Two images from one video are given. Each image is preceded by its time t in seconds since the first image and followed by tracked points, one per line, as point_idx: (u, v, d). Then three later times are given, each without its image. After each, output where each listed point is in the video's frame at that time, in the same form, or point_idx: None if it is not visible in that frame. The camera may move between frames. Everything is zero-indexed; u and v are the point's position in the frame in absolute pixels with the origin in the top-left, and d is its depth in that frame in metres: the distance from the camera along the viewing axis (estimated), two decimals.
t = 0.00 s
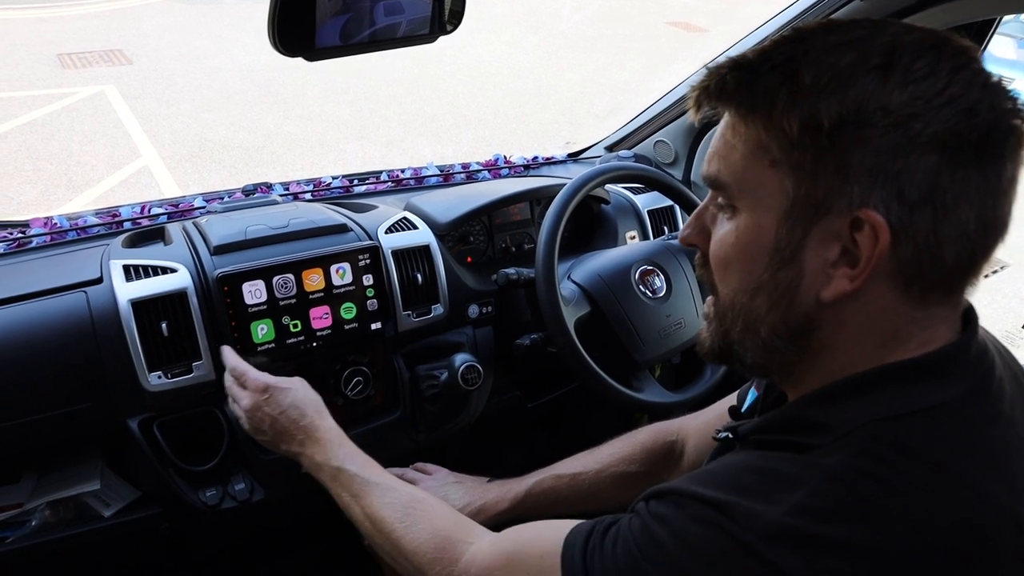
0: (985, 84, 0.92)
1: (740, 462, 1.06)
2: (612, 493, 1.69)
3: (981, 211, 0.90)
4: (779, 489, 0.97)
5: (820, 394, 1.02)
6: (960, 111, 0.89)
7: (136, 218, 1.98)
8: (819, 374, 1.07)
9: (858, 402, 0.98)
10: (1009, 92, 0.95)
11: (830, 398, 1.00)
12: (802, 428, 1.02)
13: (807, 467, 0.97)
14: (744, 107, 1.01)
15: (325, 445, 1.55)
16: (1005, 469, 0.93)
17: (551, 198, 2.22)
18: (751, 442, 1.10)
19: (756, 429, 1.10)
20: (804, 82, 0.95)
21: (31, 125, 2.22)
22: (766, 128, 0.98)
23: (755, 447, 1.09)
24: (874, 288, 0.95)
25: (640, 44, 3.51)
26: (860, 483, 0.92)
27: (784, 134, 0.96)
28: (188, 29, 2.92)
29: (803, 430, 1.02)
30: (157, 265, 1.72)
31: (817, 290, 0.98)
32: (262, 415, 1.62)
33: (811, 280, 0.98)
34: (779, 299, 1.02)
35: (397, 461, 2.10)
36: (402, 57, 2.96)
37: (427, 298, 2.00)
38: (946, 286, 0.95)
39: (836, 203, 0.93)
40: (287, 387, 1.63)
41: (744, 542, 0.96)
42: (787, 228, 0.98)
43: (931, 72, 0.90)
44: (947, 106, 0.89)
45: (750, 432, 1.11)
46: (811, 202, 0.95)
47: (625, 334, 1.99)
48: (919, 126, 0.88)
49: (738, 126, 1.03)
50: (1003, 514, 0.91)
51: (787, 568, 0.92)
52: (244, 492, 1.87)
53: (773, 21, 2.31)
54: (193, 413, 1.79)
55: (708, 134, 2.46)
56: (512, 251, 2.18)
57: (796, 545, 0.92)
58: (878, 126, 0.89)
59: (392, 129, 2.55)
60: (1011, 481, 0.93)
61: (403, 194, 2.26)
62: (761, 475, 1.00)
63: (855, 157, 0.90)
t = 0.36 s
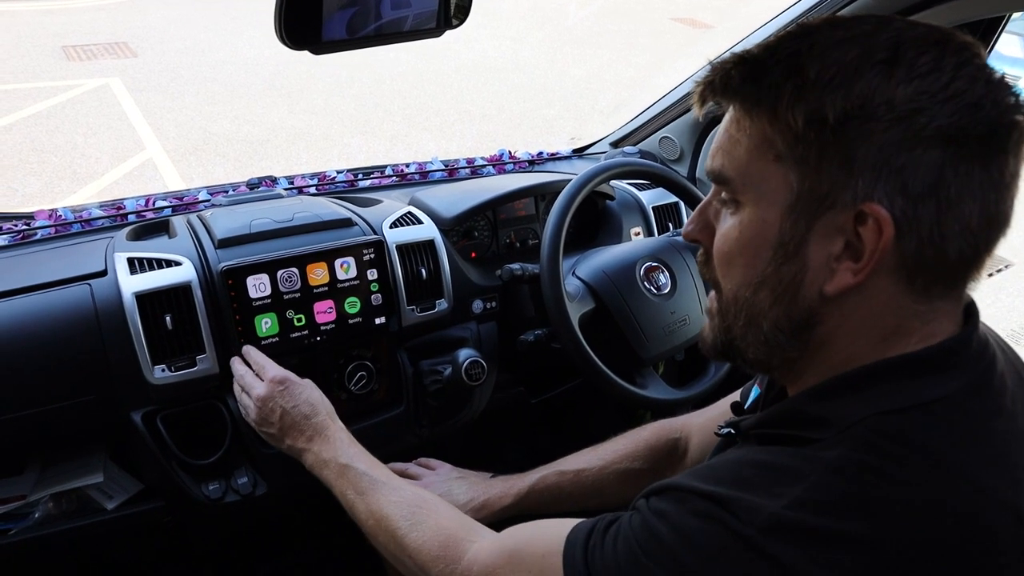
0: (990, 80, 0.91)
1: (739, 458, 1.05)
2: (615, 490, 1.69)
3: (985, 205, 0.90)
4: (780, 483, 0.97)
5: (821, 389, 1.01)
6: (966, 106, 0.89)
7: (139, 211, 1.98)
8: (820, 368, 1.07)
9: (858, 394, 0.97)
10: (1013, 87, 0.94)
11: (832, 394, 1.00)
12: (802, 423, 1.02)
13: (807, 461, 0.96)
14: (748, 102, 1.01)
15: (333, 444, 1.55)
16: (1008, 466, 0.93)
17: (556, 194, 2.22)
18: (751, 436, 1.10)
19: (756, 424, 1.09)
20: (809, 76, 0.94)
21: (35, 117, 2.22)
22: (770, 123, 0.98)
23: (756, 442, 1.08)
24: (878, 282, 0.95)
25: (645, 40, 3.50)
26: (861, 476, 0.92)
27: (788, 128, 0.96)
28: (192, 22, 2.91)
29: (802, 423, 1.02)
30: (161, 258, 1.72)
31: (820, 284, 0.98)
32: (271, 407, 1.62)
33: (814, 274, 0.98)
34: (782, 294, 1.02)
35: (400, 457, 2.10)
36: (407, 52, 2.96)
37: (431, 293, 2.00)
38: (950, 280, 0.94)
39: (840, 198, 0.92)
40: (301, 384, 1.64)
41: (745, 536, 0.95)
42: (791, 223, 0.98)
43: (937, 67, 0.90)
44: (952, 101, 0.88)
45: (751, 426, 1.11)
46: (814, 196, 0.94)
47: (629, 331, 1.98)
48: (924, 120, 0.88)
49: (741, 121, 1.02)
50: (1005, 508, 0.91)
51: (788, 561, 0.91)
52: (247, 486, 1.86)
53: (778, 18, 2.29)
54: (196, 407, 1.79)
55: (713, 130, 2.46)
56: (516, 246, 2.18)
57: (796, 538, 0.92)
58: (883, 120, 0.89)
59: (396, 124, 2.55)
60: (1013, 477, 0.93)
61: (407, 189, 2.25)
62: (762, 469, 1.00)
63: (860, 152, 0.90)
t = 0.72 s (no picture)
0: (979, 82, 0.91)
1: (736, 460, 1.05)
2: (614, 491, 1.69)
3: (976, 206, 0.90)
4: (777, 484, 0.97)
5: (821, 392, 1.01)
6: (956, 108, 0.89)
7: (140, 210, 1.99)
8: (816, 369, 1.07)
9: (853, 397, 0.98)
10: (1005, 88, 0.94)
11: (829, 398, 1.00)
12: (799, 425, 1.02)
13: (803, 463, 0.97)
14: (740, 104, 1.01)
15: (331, 447, 1.55)
16: (1003, 467, 0.93)
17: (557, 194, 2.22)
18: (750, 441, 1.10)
19: (755, 426, 1.10)
20: (801, 78, 0.94)
21: (37, 116, 2.22)
22: (762, 125, 0.98)
23: (754, 446, 1.08)
24: (871, 284, 0.95)
25: (647, 40, 3.50)
26: (854, 478, 0.92)
27: (780, 130, 0.96)
28: (194, 21, 2.91)
29: (799, 426, 1.02)
30: (163, 257, 1.72)
31: (813, 285, 0.98)
32: (271, 410, 1.62)
33: (807, 274, 0.98)
34: (776, 294, 1.02)
35: (401, 457, 2.10)
36: (409, 51, 2.96)
37: (432, 293, 2.00)
38: (942, 282, 0.94)
39: (832, 199, 0.92)
40: (301, 388, 1.64)
41: (740, 539, 0.95)
42: (784, 224, 0.98)
43: (927, 68, 0.90)
44: (943, 102, 0.88)
45: (751, 429, 1.11)
46: (807, 198, 0.95)
47: (628, 331, 1.98)
48: (915, 122, 0.88)
49: (734, 123, 1.02)
50: (1000, 509, 0.91)
51: (783, 564, 0.92)
52: (247, 485, 1.86)
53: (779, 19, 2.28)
54: (197, 406, 1.80)
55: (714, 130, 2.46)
56: (517, 246, 2.18)
57: (792, 540, 0.92)
58: (875, 122, 0.89)
59: (398, 123, 2.55)
60: (1008, 477, 0.93)
61: (408, 189, 2.26)
62: (758, 472, 1.00)
63: (851, 153, 0.90)
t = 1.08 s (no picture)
0: (984, 84, 0.91)
1: (734, 464, 1.05)
2: (613, 492, 1.69)
3: (978, 210, 0.90)
4: (775, 488, 0.97)
5: (815, 397, 1.01)
6: (959, 111, 0.89)
7: (140, 212, 1.98)
8: (816, 373, 1.06)
9: (853, 400, 0.97)
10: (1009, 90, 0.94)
11: (826, 401, 1.00)
12: (797, 429, 1.02)
13: (802, 467, 0.97)
14: (742, 106, 1.01)
15: (329, 453, 1.55)
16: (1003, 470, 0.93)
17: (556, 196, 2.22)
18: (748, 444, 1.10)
19: (753, 430, 1.09)
20: (803, 80, 0.94)
21: (36, 117, 2.23)
22: (763, 128, 0.98)
23: (752, 450, 1.08)
24: (871, 287, 0.95)
25: (646, 41, 3.50)
26: (854, 482, 0.92)
27: (781, 132, 0.96)
28: (194, 22, 2.91)
29: (797, 429, 1.02)
30: (161, 259, 1.72)
31: (814, 288, 0.98)
32: (268, 417, 1.62)
33: (808, 278, 0.98)
34: (777, 297, 1.02)
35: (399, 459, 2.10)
36: (408, 52, 2.96)
37: (431, 294, 2.00)
38: (944, 286, 0.94)
39: (833, 203, 0.92)
40: (297, 394, 1.63)
41: (738, 545, 0.95)
42: (785, 227, 0.98)
43: (930, 71, 0.90)
44: (946, 105, 0.88)
45: (749, 432, 1.10)
46: (807, 201, 0.95)
47: (628, 333, 1.98)
48: (917, 125, 0.88)
49: (736, 124, 1.02)
50: (999, 513, 0.91)
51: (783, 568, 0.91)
52: (246, 487, 1.86)
53: (778, 21, 2.29)
54: (197, 408, 1.80)
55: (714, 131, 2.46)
56: (516, 248, 2.18)
57: (791, 545, 0.92)
58: (876, 125, 0.89)
59: (397, 124, 2.55)
60: (1007, 481, 0.93)
61: (407, 190, 2.26)
62: (756, 475, 1.00)
63: (852, 156, 0.90)
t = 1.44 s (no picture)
0: (976, 84, 0.91)
1: (732, 465, 1.05)
2: (612, 494, 1.69)
3: (974, 209, 0.90)
4: (771, 488, 0.97)
5: (810, 399, 1.01)
6: (952, 111, 0.89)
7: (139, 213, 1.99)
8: (814, 374, 1.07)
9: (851, 400, 0.98)
10: (1004, 90, 0.95)
11: (821, 403, 1.00)
12: (795, 430, 1.02)
13: (799, 468, 0.97)
14: (736, 110, 1.01)
15: (327, 456, 1.54)
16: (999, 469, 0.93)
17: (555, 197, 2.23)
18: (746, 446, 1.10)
19: (751, 432, 1.09)
20: (796, 84, 0.94)
21: (35, 120, 2.23)
22: (758, 132, 0.98)
23: (749, 451, 1.08)
24: (869, 289, 0.95)
25: (645, 42, 3.51)
26: (851, 482, 0.92)
27: (775, 136, 0.96)
28: (193, 24, 2.91)
29: (794, 430, 1.02)
30: (160, 261, 1.72)
31: (811, 291, 0.98)
32: (266, 420, 1.62)
33: (805, 280, 0.98)
34: (774, 300, 1.02)
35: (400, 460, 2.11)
36: (407, 54, 2.96)
37: (430, 296, 2.00)
38: (941, 285, 0.94)
39: (828, 206, 0.92)
40: (295, 395, 1.63)
41: (735, 546, 0.95)
42: (782, 230, 0.98)
43: (922, 72, 0.90)
44: (939, 106, 0.88)
45: (747, 433, 1.10)
46: (803, 204, 0.95)
47: (627, 334, 1.98)
48: (910, 126, 0.88)
49: (730, 128, 1.02)
50: (995, 513, 0.91)
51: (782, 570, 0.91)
52: (246, 489, 1.86)
53: (776, 22, 2.29)
54: (196, 409, 1.79)
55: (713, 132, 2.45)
56: (515, 249, 2.18)
57: (790, 546, 0.92)
58: (870, 128, 0.89)
59: (396, 126, 2.55)
60: (1002, 481, 0.93)
61: (407, 191, 2.26)
62: (753, 476, 1.01)
63: (847, 159, 0.90)
